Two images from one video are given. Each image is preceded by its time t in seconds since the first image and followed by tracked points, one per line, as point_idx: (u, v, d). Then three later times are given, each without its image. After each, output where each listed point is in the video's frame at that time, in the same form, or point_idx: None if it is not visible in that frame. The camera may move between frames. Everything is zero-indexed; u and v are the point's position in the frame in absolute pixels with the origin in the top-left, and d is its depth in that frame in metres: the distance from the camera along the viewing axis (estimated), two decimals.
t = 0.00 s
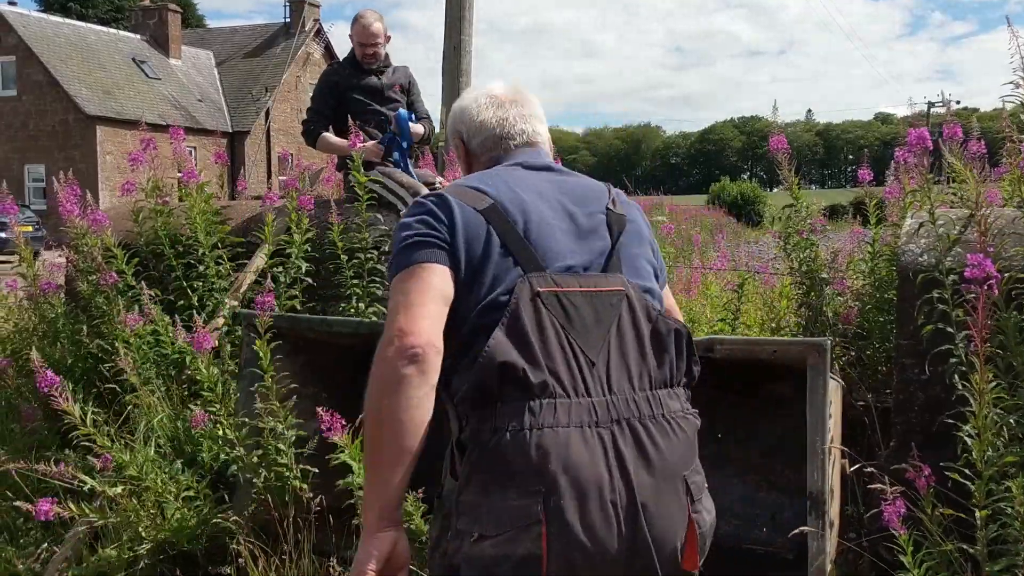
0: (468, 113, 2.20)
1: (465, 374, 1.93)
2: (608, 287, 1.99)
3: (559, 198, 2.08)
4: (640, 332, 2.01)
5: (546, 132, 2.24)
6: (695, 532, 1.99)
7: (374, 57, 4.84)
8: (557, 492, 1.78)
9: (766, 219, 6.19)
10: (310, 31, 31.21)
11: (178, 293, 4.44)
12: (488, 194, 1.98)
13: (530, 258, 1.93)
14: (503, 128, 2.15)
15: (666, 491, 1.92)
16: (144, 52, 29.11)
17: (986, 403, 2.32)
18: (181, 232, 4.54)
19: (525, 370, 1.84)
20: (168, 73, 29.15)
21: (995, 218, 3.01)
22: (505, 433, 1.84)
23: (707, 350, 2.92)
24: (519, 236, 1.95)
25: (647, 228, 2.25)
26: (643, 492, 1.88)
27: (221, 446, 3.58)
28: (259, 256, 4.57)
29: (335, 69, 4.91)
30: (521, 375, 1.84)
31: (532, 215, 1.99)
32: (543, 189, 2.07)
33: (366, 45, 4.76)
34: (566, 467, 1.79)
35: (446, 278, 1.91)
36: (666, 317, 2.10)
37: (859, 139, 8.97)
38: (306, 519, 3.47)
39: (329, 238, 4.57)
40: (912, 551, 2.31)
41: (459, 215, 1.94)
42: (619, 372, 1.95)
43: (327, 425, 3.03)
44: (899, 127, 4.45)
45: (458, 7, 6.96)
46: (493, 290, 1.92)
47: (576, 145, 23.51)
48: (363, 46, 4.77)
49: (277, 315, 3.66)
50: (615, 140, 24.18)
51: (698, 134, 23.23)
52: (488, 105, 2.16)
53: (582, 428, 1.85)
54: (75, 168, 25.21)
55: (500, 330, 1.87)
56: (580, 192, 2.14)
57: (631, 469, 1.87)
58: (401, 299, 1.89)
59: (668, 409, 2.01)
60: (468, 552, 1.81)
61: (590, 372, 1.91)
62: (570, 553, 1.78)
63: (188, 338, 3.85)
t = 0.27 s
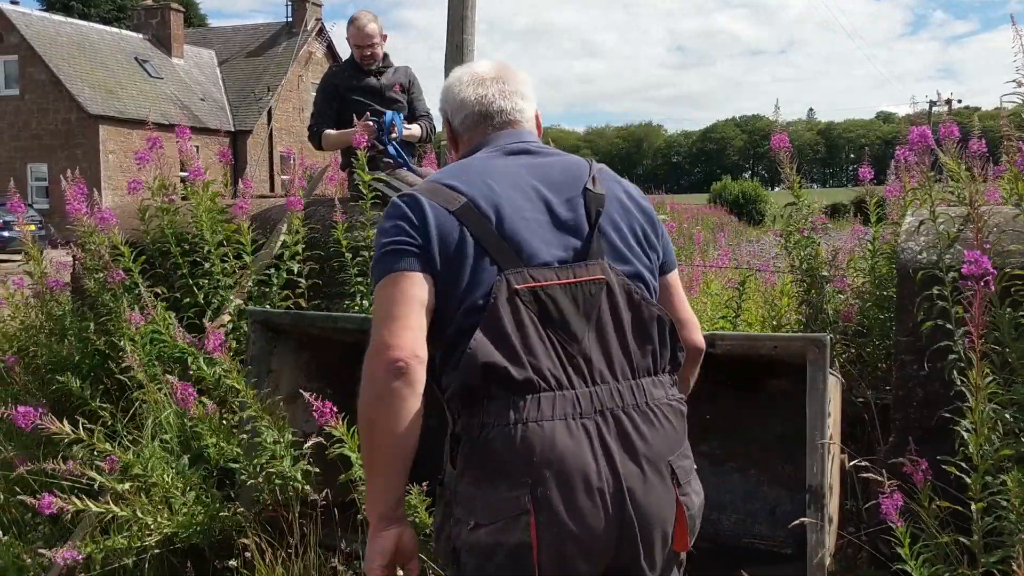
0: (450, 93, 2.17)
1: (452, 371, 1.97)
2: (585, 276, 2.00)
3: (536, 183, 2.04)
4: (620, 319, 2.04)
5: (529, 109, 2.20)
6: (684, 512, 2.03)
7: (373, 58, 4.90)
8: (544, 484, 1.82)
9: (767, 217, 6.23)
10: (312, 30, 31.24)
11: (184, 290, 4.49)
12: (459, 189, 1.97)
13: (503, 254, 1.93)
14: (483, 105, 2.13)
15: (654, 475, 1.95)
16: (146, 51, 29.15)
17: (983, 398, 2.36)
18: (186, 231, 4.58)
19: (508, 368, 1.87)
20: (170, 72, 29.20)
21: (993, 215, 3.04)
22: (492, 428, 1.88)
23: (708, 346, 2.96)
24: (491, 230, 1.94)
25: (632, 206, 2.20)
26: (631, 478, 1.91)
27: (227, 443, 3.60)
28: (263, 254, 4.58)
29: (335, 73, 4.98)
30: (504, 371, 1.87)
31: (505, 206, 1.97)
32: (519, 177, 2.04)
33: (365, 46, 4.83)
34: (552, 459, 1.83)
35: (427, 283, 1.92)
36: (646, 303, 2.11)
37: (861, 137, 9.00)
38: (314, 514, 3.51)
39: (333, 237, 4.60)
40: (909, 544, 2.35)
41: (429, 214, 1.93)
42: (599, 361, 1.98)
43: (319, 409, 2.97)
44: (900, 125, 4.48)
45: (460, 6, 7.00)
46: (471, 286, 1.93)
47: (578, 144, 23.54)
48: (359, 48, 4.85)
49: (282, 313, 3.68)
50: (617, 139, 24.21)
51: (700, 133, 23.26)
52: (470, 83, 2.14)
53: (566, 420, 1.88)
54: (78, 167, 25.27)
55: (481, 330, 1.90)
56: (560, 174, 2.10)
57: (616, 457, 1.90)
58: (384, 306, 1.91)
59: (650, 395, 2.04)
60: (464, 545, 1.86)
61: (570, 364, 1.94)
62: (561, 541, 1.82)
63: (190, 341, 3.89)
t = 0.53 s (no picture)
0: (489, 79, 2.19)
1: (462, 349, 2.04)
2: (595, 271, 2.03)
3: (559, 178, 2.08)
4: (625, 313, 2.06)
5: (564, 100, 2.21)
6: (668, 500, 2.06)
7: (358, 62, 4.92)
8: (537, 464, 1.90)
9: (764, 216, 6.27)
10: (312, 29, 31.26)
11: (185, 288, 4.54)
12: (482, 182, 2.03)
13: (519, 248, 1.99)
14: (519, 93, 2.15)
15: (641, 464, 1.99)
16: (146, 50, 29.20)
17: (968, 392, 2.42)
18: (188, 229, 4.64)
19: (513, 354, 1.93)
20: (170, 72, 29.25)
21: (982, 214, 3.09)
22: (496, 408, 1.96)
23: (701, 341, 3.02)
24: (509, 225, 1.99)
25: (655, 202, 2.21)
26: (619, 464, 1.96)
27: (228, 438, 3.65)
28: (263, 252, 4.64)
29: (325, 79, 5.05)
30: (509, 357, 1.94)
31: (525, 201, 2.01)
32: (542, 171, 2.07)
33: (347, 51, 4.85)
34: (546, 441, 1.90)
35: (445, 273, 1.97)
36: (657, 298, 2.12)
37: (859, 136, 9.03)
38: (315, 508, 3.57)
39: (333, 235, 4.65)
40: (895, 534, 2.40)
41: (452, 206, 1.99)
42: (602, 351, 2.02)
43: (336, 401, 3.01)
44: (894, 125, 4.53)
45: (460, 7, 7.04)
46: (486, 277, 1.99)
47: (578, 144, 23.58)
48: (344, 54, 4.85)
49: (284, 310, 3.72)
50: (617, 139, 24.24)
51: (700, 133, 23.29)
52: (509, 72, 2.15)
53: (563, 405, 1.94)
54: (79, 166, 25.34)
55: (492, 319, 1.95)
56: (583, 169, 2.12)
57: (607, 445, 1.95)
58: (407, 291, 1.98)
59: (649, 386, 2.07)
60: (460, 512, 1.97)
61: (575, 352, 1.99)
62: (550, 517, 1.91)
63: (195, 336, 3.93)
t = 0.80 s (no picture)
0: (510, 61, 2.29)
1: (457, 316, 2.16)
2: (585, 249, 2.13)
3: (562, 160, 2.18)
4: (609, 289, 2.15)
5: (577, 90, 2.30)
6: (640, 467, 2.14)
7: (345, 66, 5.02)
8: (518, 423, 2.02)
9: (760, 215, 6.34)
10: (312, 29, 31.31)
11: (186, 284, 4.60)
12: (490, 159, 2.14)
13: (519, 225, 2.10)
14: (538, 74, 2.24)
15: (613, 430, 2.09)
16: (146, 50, 29.25)
17: (952, 382, 2.47)
18: (189, 226, 4.70)
19: (500, 321, 2.06)
20: (170, 71, 29.31)
21: (969, 209, 3.15)
22: (483, 371, 2.08)
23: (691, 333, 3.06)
24: (512, 202, 2.10)
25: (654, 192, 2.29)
26: (593, 428, 2.06)
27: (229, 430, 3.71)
28: (264, 248, 4.69)
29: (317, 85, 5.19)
30: (497, 325, 2.06)
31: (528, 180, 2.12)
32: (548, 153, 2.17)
33: (334, 56, 4.97)
34: (526, 402, 2.02)
35: (448, 245, 2.09)
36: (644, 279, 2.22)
37: (856, 135, 9.07)
38: (315, 499, 3.62)
39: (333, 232, 4.71)
40: (881, 521, 2.46)
41: (459, 178, 2.11)
42: (586, 323, 2.12)
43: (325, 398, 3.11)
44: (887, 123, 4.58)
45: (459, 7, 7.10)
46: (484, 250, 2.11)
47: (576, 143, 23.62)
48: (331, 58, 4.97)
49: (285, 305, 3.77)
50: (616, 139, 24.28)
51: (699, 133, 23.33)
52: (529, 56, 2.24)
53: (544, 370, 2.05)
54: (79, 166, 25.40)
55: (485, 288, 2.07)
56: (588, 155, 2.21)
57: (582, 410, 2.06)
58: (411, 260, 2.11)
59: (627, 359, 2.16)
60: (448, 466, 2.11)
61: (560, 323, 2.09)
62: (527, 474, 2.03)
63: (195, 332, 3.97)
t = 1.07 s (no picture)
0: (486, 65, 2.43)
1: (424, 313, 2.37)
2: (539, 254, 2.27)
3: (521, 169, 2.31)
4: (563, 292, 2.29)
5: (548, 94, 2.43)
6: (590, 456, 2.30)
7: (338, 68, 5.13)
8: (472, 415, 2.22)
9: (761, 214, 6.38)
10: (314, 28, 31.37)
11: (192, 282, 4.66)
12: (456, 167, 2.29)
13: (479, 230, 2.26)
14: (509, 79, 2.38)
15: (563, 421, 2.25)
16: (149, 50, 29.34)
17: (943, 377, 2.52)
18: (194, 225, 4.76)
19: (458, 321, 2.26)
20: (173, 71, 29.39)
21: (963, 207, 3.20)
22: (446, 366, 2.30)
23: (689, 330, 3.10)
24: (474, 209, 2.26)
25: (612, 200, 2.40)
26: (543, 420, 2.24)
27: (235, 425, 3.76)
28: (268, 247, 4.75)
29: (314, 88, 5.34)
30: (455, 324, 2.26)
31: (488, 188, 2.28)
32: (508, 161, 2.31)
33: (327, 59, 5.10)
34: (480, 396, 2.23)
35: (411, 254, 2.29)
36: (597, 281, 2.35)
37: (857, 134, 9.10)
38: (319, 492, 3.68)
39: (336, 230, 4.77)
40: (873, 513, 2.52)
41: (425, 185, 2.28)
42: (540, 323, 2.29)
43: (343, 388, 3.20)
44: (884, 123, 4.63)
45: (461, 8, 7.15)
46: (447, 253, 2.30)
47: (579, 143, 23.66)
48: (325, 61, 5.09)
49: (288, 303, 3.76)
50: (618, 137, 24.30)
51: (701, 132, 23.35)
52: (502, 62, 2.38)
53: (498, 366, 2.25)
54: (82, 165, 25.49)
55: (444, 292, 2.27)
56: (548, 164, 2.33)
57: (533, 403, 2.23)
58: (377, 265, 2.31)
59: (578, 355, 2.32)
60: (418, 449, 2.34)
61: (513, 323, 2.27)
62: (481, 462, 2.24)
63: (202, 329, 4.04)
